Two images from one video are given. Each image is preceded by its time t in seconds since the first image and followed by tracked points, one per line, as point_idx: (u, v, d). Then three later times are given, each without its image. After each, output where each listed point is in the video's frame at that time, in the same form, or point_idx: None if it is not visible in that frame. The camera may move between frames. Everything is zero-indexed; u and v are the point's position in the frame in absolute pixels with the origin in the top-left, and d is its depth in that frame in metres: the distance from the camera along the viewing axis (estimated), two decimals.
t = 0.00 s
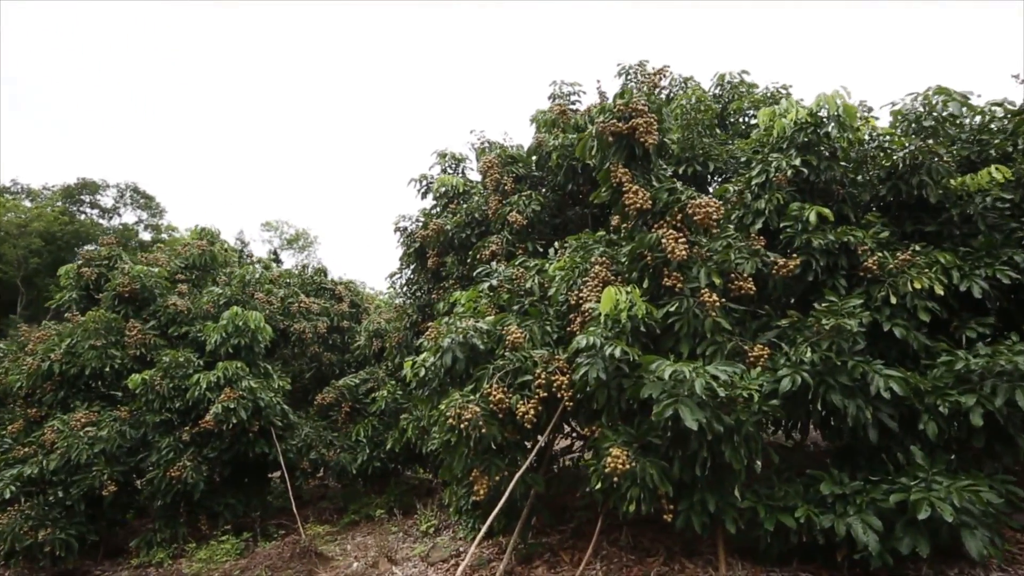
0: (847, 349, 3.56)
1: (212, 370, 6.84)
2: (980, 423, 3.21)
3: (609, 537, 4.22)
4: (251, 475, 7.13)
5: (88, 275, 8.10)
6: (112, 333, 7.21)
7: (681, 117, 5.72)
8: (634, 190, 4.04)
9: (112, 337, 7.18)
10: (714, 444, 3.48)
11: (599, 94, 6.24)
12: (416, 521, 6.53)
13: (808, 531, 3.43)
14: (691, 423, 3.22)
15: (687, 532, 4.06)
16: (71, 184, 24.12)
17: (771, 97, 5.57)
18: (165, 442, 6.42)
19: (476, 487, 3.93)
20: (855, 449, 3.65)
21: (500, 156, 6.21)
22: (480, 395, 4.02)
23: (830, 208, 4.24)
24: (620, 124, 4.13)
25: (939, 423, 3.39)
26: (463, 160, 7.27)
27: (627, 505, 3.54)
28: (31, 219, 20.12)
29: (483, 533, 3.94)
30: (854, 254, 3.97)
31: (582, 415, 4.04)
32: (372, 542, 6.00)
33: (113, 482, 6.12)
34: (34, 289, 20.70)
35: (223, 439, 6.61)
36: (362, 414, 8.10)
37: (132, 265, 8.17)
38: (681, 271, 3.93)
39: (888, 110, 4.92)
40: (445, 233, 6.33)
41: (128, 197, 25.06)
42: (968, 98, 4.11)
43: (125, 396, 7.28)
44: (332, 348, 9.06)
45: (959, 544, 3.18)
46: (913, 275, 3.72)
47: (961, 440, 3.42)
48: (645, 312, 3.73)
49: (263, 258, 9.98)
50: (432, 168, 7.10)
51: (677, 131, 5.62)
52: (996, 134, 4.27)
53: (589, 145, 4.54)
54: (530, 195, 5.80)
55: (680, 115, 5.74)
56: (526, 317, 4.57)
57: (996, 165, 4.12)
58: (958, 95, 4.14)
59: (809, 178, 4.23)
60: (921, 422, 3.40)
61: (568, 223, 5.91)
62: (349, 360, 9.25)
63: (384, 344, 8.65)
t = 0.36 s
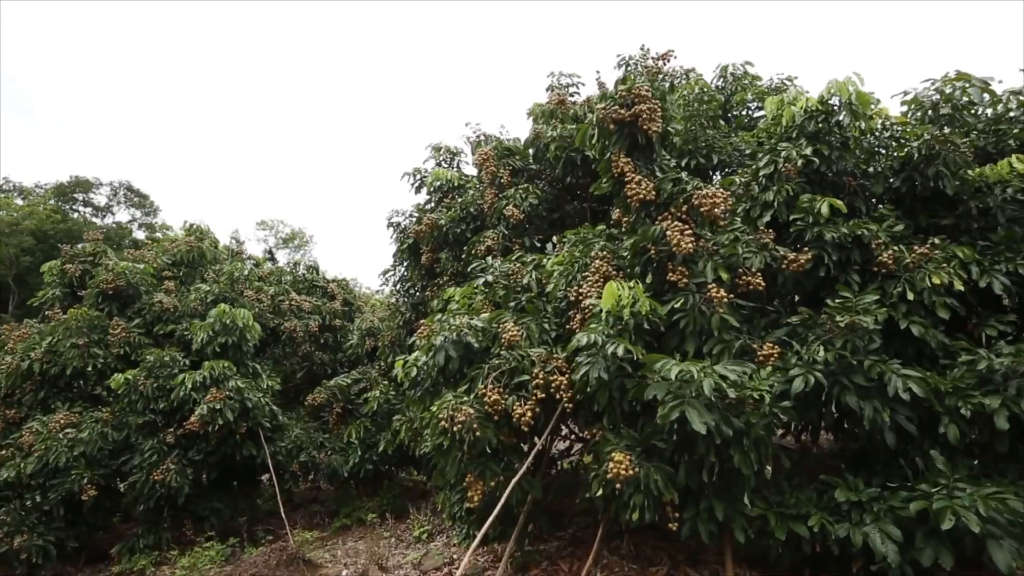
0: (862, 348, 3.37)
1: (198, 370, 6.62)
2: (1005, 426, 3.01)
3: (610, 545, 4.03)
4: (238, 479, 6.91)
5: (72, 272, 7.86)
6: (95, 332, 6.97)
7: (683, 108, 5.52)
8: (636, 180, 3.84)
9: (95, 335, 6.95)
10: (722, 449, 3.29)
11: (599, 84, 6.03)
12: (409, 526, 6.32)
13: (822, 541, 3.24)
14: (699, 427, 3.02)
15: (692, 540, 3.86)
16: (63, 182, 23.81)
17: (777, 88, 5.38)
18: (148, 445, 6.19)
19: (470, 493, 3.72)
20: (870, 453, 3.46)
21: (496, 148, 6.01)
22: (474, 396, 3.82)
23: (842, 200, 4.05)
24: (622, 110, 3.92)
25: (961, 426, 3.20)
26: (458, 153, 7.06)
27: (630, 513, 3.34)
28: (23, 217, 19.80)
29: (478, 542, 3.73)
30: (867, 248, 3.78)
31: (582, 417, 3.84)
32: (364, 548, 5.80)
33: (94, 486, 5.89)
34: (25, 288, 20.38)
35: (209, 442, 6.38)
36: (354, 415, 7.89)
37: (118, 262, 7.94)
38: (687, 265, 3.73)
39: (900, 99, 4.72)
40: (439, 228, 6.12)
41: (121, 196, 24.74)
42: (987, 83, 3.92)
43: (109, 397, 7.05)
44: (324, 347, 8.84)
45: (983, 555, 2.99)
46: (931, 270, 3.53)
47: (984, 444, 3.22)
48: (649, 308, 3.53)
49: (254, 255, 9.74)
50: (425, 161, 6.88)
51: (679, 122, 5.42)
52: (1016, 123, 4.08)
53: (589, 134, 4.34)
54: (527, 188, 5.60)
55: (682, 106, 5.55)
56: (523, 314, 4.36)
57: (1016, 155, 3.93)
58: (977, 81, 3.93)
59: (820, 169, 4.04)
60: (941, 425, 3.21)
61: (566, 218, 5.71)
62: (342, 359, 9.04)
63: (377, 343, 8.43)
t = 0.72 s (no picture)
0: (877, 348, 3.19)
1: (185, 370, 6.41)
2: None
3: (609, 555, 3.85)
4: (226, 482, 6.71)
5: (56, 269, 7.65)
6: (78, 331, 6.76)
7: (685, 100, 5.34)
8: (638, 171, 3.66)
9: (78, 334, 6.74)
10: (729, 455, 3.11)
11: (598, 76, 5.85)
12: (402, 532, 6.13)
13: (835, 552, 3.06)
14: (706, 432, 2.84)
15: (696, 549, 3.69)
16: (57, 180, 23.52)
17: (782, 79, 5.20)
18: (132, 448, 5.98)
19: (464, 501, 3.54)
20: (884, 459, 3.29)
21: (492, 141, 5.84)
22: (468, 399, 3.63)
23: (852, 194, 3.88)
24: (624, 98, 3.73)
25: (981, 431, 3.02)
26: (453, 148, 6.87)
27: (631, 523, 3.16)
28: (14, 216, 19.51)
29: (471, 552, 3.54)
30: (880, 243, 3.61)
31: (581, 420, 3.66)
32: (354, 555, 5.61)
33: (74, 490, 5.68)
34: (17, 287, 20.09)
35: (195, 444, 6.17)
36: (346, 417, 7.69)
37: (103, 259, 7.72)
38: (692, 261, 3.55)
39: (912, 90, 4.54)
40: (433, 224, 5.94)
41: (115, 194, 24.44)
42: (1007, 71, 3.74)
43: (92, 398, 6.84)
44: (316, 347, 8.66)
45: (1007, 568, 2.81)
46: (948, 266, 3.35)
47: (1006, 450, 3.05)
48: (652, 306, 3.35)
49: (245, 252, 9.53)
50: (419, 156, 6.69)
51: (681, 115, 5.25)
52: None
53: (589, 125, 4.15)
54: (524, 182, 5.43)
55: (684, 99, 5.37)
56: (520, 312, 4.18)
57: None
58: (998, 69, 3.73)
59: (830, 161, 3.86)
60: (960, 429, 3.04)
61: (564, 213, 5.53)
62: (334, 359, 8.84)
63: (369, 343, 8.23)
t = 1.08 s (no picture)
0: (893, 351, 3.00)
1: (166, 371, 6.16)
2: None
3: (608, 568, 3.64)
4: (209, 488, 6.47)
5: (35, 267, 7.39)
6: (55, 331, 6.51)
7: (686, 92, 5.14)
8: (639, 162, 3.46)
9: (55, 334, 6.49)
10: (737, 464, 2.90)
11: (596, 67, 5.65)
12: (391, 540, 5.92)
13: (850, 569, 2.86)
14: (714, 441, 2.64)
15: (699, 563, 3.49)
16: (46, 178, 23.17)
17: (787, 71, 5.01)
18: (109, 452, 5.74)
19: (453, 513, 3.32)
20: (900, 468, 3.09)
21: (486, 134, 5.63)
22: (458, 404, 3.42)
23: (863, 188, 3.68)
24: (624, 85, 3.53)
25: (1005, 438, 2.83)
26: (445, 142, 6.65)
27: (632, 537, 2.95)
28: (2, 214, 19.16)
29: (461, 567, 3.32)
30: (894, 240, 3.42)
31: (578, 427, 3.45)
32: (341, 564, 5.39)
33: (48, 497, 5.43)
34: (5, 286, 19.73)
35: (176, 449, 5.92)
36: (335, 420, 7.47)
37: (83, 256, 7.47)
38: (696, 258, 3.35)
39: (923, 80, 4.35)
40: (424, 220, 5.73)
41: (106, 193, 24.10)
42: None
43: (70, 401, 6.59)
44: (305, 347, 8.44)
45: None
46: (967, 264, 3.16)
47: None
48: (654, 306, 3.15)
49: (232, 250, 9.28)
50: (411, 151, 6.46)
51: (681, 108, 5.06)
52: None
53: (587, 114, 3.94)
54: (519, 176, 5.23)
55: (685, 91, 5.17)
56: (513, 312, 3.97)
57: None
58: (1017, 57, 3.56)
59: (841, 153, 3.67)
60: (983, 437, 2.84)
61: (560, 210, 5.32)
62: (324, 360, 8.62)
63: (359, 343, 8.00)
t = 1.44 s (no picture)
0: (915, 357, 2.79)
1: (146, 375, 5.92)
2: None
3: None
4: (192, 496, 6.24)
5: (13, 266, 7.13)
6: (32, 332, 6.26)
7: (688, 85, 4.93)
8: (641, 154, 3.24)
9: (31, 336, 6.24)
10: (748, 480, 2.69)
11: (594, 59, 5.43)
12: (381, 550, 5.70)
13: None
14: (725, 457, 2.43)
15: None
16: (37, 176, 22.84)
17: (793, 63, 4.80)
18: (85, 460, 5.50)
19: (442, 530, 3.10)
20: (921, 483, 2.89)
21: (479, 128, 5.41)
22: (448, 413, 3.20)
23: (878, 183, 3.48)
24: (626, 73, 3.31)
25: None
26: (438, 137, 6.42)
27: (635, 558, 2.74)
28: None
29: None
30: (912, 238, 3.21)
31: (576, 438, 3.23)
32: None
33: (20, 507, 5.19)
34: None
35: (156, 456, 5.68)
36: (324, 424, 7.24)
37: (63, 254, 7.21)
38: (702, 258, 3.14)
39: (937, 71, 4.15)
40: (415, 218, 5.50)
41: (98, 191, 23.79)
42: None
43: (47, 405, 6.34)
44: (294, 349, 8.22)
45: None
46: (992, 264, 2.96)
47: None
48: (659, 309, 2.93)
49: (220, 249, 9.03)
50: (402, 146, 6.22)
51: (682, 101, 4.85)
52: None
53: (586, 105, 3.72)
54: (514, 172, 5.01)
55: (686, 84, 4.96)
56: (507, 315, 3.75)
57: None
58: None
59: (855, 147, 3.46)
60: (1013, 451, 2.64)
61: (556, 207, 5.10)
62: (313, 363, 8.39)
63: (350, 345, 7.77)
